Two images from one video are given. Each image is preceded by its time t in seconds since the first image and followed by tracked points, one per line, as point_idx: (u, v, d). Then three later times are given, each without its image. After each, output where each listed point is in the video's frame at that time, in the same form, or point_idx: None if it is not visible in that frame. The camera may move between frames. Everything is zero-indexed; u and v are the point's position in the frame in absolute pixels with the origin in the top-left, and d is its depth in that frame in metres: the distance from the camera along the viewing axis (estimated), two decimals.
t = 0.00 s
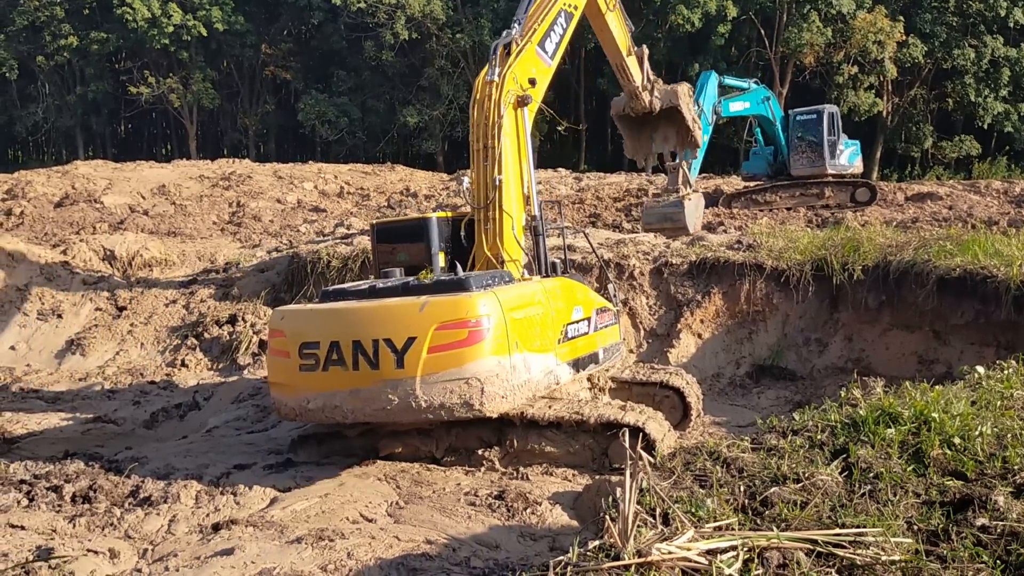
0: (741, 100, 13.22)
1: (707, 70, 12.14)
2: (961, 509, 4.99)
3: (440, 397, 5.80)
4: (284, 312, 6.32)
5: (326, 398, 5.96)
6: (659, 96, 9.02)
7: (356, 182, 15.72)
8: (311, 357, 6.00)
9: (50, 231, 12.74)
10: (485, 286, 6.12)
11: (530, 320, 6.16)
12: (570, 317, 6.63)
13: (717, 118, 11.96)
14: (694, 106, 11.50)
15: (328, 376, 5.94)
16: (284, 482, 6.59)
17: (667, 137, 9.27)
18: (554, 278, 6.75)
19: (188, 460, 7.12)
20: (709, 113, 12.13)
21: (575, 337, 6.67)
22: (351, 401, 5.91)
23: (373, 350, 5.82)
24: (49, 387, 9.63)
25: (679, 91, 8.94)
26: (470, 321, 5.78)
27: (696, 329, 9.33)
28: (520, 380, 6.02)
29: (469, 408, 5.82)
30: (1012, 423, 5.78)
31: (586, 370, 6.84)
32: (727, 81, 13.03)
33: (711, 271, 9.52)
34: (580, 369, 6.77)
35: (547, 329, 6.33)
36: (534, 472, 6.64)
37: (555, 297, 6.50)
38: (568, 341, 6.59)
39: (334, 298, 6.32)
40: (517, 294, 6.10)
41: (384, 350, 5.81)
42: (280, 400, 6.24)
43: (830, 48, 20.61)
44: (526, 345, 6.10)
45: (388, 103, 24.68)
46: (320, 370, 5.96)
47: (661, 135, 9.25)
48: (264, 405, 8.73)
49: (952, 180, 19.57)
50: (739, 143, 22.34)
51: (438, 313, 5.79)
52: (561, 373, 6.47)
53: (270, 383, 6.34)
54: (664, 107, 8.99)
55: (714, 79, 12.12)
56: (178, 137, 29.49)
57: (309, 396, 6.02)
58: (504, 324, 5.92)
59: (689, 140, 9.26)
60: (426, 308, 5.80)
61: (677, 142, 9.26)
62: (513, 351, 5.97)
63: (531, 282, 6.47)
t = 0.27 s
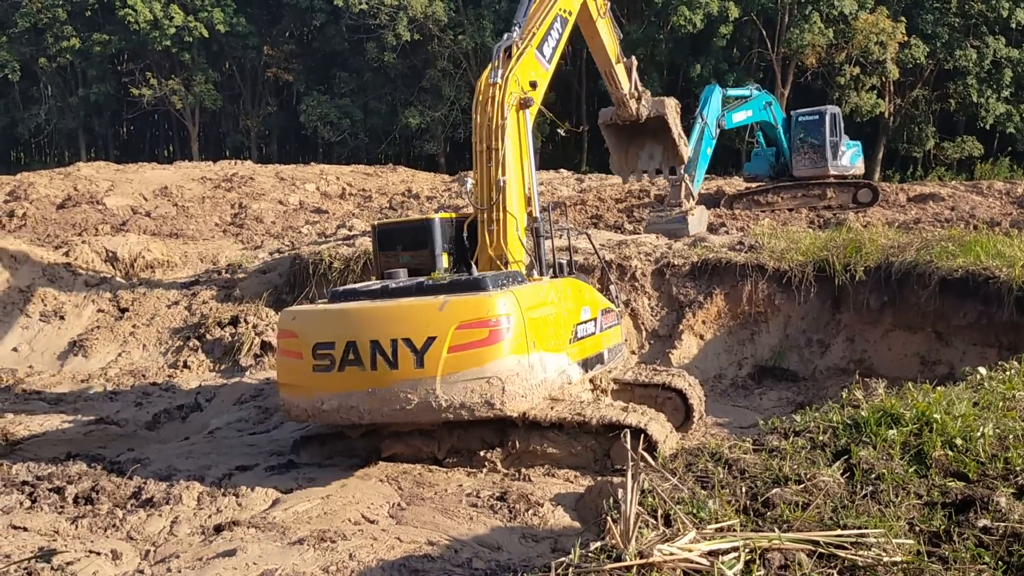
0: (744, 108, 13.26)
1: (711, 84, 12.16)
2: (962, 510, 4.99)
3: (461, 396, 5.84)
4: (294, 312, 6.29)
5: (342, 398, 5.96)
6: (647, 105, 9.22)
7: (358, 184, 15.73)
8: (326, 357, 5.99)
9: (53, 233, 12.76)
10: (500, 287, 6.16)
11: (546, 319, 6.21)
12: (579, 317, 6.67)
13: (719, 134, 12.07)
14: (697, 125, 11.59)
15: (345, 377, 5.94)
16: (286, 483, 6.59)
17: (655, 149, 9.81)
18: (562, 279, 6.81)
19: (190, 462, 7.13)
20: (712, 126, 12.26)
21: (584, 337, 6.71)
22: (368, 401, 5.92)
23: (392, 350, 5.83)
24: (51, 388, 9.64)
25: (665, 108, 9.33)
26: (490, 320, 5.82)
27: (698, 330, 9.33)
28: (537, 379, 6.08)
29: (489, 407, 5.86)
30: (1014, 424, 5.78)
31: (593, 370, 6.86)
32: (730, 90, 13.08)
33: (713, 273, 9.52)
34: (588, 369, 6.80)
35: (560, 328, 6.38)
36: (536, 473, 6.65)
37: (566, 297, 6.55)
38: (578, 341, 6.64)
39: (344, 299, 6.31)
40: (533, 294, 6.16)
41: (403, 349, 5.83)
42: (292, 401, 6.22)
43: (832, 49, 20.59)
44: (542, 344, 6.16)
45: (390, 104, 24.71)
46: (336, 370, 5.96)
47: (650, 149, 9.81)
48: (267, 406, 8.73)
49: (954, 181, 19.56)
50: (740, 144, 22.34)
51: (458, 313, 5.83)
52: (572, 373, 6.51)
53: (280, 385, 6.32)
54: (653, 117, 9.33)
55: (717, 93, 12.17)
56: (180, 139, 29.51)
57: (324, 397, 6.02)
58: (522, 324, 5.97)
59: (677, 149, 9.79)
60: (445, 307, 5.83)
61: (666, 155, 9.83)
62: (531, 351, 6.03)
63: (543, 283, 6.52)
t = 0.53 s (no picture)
0: (747, 112, 13.26)
1: (716, 87, 12.18)
2: (966, 513, 4.98)
3: (497, 393, 5.88)
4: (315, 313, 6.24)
5: (373, 398, 5.95)
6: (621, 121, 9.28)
7: (362, 187, 15.75)
8: (354, 357, 5.97)
9: (57, 236, 12.79)
10: (528, 286, 6.24)
11: (571, 318, 6.30)
12: (596, 318, 6.76)
13: (723, 139, 12.13)
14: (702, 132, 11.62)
15: (377, 376, 5.93)
16: (289, 486, 6.60)
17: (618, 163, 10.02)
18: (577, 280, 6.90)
19: (194, 464, 7.13)
20: (715, 132, 12.29)
21: (599, 338, 6.74)
22: (399, 400, 5.92)
23: (425, 349, 5.85)
24: (55, 391, 9.66)
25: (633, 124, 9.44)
26: (525, 318, 5.91)
27: (701, 333, 9.33)
28: (567, 378, 6.16)
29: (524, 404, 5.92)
30: (1018, 427, 5.77)
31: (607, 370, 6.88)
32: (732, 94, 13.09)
33: (717, 275, 9.53)
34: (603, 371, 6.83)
35: (582, 328, 6.47)
36: (539, 476, 6.64)
37: (585, 297, 6.65)
38: (595, 342, 6.71)
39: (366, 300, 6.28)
40: (560, 293, 6.25)
41: (436, 348, 5.87)
42: (316, 402, 6.16)
43: (835, 51, 20.59)
44: (568, 343, 6.25)
45: (393, 107, 24.74)
46: (365, 369, 5.95)
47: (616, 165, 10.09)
48: (271, 409, 8.74)
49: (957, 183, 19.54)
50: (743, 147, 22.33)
51: (492, 311, 5.89)
52: (590, 373, 6.57)
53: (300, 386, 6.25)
54: (623, 134, 9.36)
55: (720, 98, 12.20)
56: (184, 141, 29.56)
57: (353, 398, 5.99)
58: (553, 322, 6.06)
59: (646, 171, 9.80)
60: (479, 305, 5.89)
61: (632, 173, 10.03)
62: (560, 349, 6.12)
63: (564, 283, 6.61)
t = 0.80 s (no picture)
0: (751, 115, 13.25)
1: (719, 89, 12.12)
2: (971, 517, 4.96)
3: (546, 392, 5.90)
4: (347, 314, 6.12)
5: (418, 398, 5.90)
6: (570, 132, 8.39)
7: (366, 190, 15.76)
8: (396, 357, 5.91)
9: (62, 239, 12.82)
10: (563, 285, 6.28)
11: (604, 317, 6.37)
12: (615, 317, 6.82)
13: (726, 141, 12.07)
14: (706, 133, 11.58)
15: (422, 376, 5.88)
16: (293, 489, 6.59)
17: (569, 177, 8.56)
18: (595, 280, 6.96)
19: (198, 467, 7.13)
20: (719, 135, 12.25)
21: (615, 339, 6.80)
22: (445, 400, 5.89)
23: (473, 348, 5.84)
24: (60, 393, 9.67)
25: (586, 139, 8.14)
26: (570, 317, 5.96)
27: (705, 335, 9.31)
28: (606, 376, 6.22)
29: (572, 403, 5.95)
30: None
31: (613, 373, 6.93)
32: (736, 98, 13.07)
33: (721, 278, 9.54)
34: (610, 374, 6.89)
35: (610, 327, 6.53)
36: (543, 478, 6.62)
37: (609, 297, 6.72)
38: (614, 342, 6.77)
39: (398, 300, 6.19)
40: (595, 292, 6.32)
41: (484, 348, 5.86)
42: (353, 405, 6.06)
43: (839, 54, 20.58)
44: (604, 341, 6.31)
45: (398, 111, 24.76)
46: (409, 370, 5.89)
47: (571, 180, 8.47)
48: (275, 412, 8.73)
49: (962, 186, 19.50)
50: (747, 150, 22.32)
51: (539, 310, 5.91)
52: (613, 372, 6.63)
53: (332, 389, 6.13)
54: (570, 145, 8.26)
55: (723, 100, 12.16)
56: (188, 145, 29.61)
57: (396, 399, 5.92)
58: (593, 320, 6.12)
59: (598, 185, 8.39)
60: (526, 304, 5.90)
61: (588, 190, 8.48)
62: (600, 347, 6.18)
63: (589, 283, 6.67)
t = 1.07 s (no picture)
0: (755, 116, 13.25)
1: (723, 89, 12.08)
2: (978, 520, 4.94)
3: (607, 389, 5.94)
4: (391, 315, 5.96)
5: (478, 399, 5.85)
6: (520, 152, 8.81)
7: (370, 192, 15.77)
8: (454, 358, 5.83)
9: (66, 241, 12.84)
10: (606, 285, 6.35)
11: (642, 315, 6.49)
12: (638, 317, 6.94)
13: (730, 141, 12.02)
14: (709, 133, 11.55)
15: (482, 376, 5.84)
16: (297, 491, 6.58)
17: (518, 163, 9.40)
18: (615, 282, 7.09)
19: (203, 469, 7.14)
20: (723, 136, 12.22)
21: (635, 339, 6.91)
22: (507, 400, 5.86)
23: (534, 347, 5.85)
24: (65, 396, 9.69)
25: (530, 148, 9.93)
26: (625, 314, 6.04)
27: (710, 338, 9.30)
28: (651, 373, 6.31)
29: (630, 399, 6.02)
30: None
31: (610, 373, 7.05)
32: (740, 100, 13.06)
33: (726, 281, 9.52)
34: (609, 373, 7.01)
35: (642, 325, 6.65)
36: (547, 481, 6.62)
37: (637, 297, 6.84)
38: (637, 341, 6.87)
39: (441, 300, 6.08)
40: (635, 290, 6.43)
41: (546, 346, 5.87)
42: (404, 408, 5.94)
43: (844, 56, 20.54)
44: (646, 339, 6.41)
45: (402, 113, 24.77)
46: (468, 370, 5.84)
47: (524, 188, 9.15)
48: (280, 413, 8.73)
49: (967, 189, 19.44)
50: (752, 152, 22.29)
51: (596, 307, 5.96)
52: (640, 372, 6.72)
53: (378, 392, 5.95)
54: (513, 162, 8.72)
55: (728, 101, 12.13)
56: (193, 147, 29.66)
57: (455, 400, 5.85)
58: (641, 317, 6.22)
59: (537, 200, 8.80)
60: (585, 301, 5.94)
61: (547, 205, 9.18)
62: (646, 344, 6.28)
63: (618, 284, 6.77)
